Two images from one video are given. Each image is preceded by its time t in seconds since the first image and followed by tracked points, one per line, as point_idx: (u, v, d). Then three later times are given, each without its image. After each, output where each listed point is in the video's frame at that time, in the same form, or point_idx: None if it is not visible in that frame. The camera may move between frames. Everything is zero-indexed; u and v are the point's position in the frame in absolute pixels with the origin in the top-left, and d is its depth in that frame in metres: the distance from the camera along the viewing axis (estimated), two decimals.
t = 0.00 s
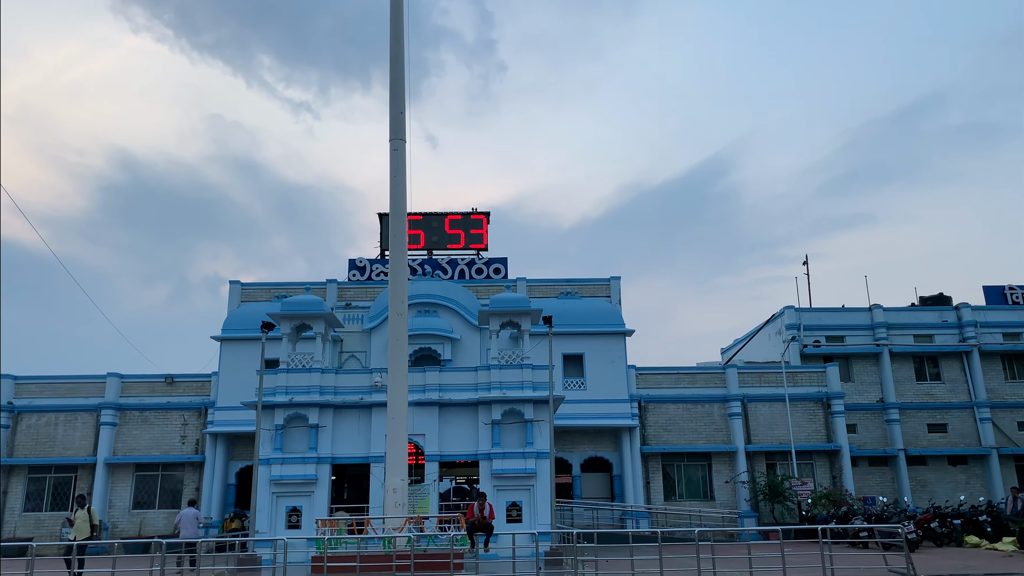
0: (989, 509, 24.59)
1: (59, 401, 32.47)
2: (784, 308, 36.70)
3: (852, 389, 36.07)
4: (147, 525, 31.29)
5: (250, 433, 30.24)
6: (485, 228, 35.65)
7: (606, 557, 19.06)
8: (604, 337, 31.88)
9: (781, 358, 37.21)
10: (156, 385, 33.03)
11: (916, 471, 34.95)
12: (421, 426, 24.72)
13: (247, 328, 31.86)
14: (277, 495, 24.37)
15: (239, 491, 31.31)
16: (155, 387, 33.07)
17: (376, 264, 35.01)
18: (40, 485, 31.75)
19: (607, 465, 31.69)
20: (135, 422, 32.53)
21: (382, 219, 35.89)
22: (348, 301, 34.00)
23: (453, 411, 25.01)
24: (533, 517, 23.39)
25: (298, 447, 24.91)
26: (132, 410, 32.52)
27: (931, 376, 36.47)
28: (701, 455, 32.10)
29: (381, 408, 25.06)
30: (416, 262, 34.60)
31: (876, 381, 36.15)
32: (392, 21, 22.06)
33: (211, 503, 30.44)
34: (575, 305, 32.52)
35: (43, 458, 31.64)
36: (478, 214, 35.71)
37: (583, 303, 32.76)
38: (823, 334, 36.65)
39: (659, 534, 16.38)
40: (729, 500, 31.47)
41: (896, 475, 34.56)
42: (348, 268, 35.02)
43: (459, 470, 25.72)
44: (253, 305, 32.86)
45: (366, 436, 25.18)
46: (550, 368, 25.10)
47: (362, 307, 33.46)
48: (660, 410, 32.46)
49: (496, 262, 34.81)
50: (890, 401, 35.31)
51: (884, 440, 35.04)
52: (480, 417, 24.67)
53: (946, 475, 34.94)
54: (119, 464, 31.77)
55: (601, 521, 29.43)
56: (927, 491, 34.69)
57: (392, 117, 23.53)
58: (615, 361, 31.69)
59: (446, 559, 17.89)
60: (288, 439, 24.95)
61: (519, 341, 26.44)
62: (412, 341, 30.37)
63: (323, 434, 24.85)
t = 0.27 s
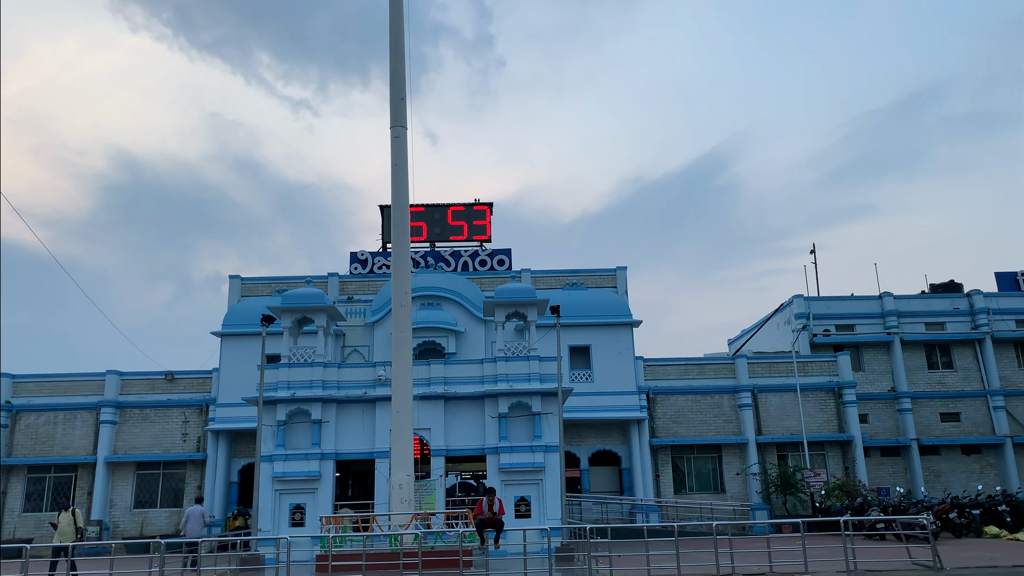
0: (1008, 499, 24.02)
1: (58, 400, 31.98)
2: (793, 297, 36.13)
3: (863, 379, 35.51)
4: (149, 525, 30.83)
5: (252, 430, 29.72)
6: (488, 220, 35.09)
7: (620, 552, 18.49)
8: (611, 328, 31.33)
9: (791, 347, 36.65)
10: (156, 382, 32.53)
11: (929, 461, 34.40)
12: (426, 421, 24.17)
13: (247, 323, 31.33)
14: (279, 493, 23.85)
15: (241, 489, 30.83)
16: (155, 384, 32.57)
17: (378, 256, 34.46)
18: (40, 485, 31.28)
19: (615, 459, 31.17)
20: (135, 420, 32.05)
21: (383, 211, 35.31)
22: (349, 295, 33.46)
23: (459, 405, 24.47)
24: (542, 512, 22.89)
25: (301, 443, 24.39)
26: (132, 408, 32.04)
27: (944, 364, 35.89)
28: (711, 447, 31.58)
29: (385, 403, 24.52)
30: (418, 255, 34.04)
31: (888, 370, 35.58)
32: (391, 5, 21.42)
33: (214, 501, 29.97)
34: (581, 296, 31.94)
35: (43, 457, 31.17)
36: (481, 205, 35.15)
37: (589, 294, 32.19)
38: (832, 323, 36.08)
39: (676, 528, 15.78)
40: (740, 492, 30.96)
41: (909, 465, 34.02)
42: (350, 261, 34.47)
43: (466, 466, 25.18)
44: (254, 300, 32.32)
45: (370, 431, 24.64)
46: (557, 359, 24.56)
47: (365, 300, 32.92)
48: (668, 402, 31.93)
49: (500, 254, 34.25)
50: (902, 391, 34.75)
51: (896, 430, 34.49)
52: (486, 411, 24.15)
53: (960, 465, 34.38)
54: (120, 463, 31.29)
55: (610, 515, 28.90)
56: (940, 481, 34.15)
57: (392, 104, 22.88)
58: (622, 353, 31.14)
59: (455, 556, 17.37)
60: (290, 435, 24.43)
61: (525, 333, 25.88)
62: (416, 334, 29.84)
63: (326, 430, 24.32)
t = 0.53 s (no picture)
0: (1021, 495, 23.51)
1: (52, 397, 31.40)
2: (798, 291, 35.60)
3: (869, 374, 34.99)
4: (144, 524, 30.26)
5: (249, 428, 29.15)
6: (489, 213, 34.52)
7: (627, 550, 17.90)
8: (615, 322, 30.78)
9: (796, 342, 36.13)
10: (151, 379, 31.96)
11: (937, 457, 33.89)
12: (427, 417, 23.61)
13: (244, 319, 30.76)
14: (276, 491, 23.29)
15: (239, 488, 30.28)
16: (150, 381, 32.00)
17: (377, 251, 33.88)
18: (33, 484, 30.70)
19: (619, 456, 30.64)
20: (130, 418, 31.48)
21: (382, 205, 34.74)
22: (348, 290, 32.89)
23: (460, 401, 23.93)
24: (546, 510, 22.36)
25: (298, 440, 23.83)
26: (127, 406, 31.46)
27: (951, 358, 35.38)
28: (716, 444, 31.05)
29: (385, 399, 23.95)
30: (418, 249, 33.47)
31: (895, 365, 35.06)
32: None
33: (211, 500, 29.41)
34: (584, 290, 31.39)
35: (36, 456, 30.59)
36: (482, 198, 34.58)
37: (592, 288, 31.64)
38: (838, 317, 35.55)
39: (687, 526, 15.19)
40: (746, 489, 30.44)
41: (916, 461, 33.51)
42: (348, 256, 33.90)
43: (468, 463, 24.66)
44: (251, 295, 31.74)
45: (369, 428, 24.08)
46: (560, 354, 24.01)
47: (363, 295, 32.36)
48: (672, 398, 31.40)
49: (501, 248, 33.68)
50: (909, 386, 34.24)
51: (904, 426, 33.97)
52: (488, 406, 23.61)
53: (968, 461, 33.87)
54: (114, 461, 30.72)
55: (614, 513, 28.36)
56: (948, 477, 33.65)
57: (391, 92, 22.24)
58: (626, 348, 30.59)
59: (459, 555, 16.85)
60: (287, 432, 23.87)
61: (528, 327, 25.32)
62: (416, 329, 29.29)
63: (324, 427, 23.76)
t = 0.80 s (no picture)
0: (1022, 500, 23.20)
1: (36, 394, 30.69)
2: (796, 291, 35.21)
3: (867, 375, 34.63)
4: (129, 524, 29.59)
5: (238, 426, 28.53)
6: (484, 210, 34.01)
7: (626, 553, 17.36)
8: (611, 321, 30.30)
9: (793, 342, 35.74)
10: (138, 375, 31.29)
11: (935, 459, 33.55)
12: (420, 415, 23.05)
13: (233, 315, 30.14)
14: (265, 491, 22.70)
15: (226, 487, 29.66)
16: (137, 378, 31.34)
17: (369, 247, 33.32)
18: (15, 483, 29.98)
19: (615, 456, 30.16)
20: (115, 416, 30.80)
21: (376, 200, 34.17)
22: (340, 287, 32.30)
23: (453, 399, 23.40)
24: (541, 512, 21.80)
25: (288, 439, 23.25)
26: (113, 403, 30.79)
27: (949, 359, 35.05)
28: (713, 445, 30.61)
29: (376, 396, 23.39)
30: (411, 245, 32.92)
31: (893, 366, 34.72)
32: None
33: (198, 500, 28.76)
34: (580, 288, 30.90)
35: (18, 454, 29.87)
36: (477, 194, 34.06)
37: (588, 286, 31.15)
38: (836, 317, 35.19)
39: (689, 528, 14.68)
40: (743, 491, 30.02)
41: (914, 464, 33.16)
42: (340, 251, 33.32)
43: (461, 463, 24.13)
44: (240, 291, 31.12)
45: (360, 426, 23.51)
46: (557, 352, 23.52)
47: (355, 292, 31.79)
48: (669, 398, 30.93)
49: (495, 244, 33.16)
50: (907, 387, 33.89)
51: (902, 427, 33.62)
52: (483, 405, 23.09)
53: (966, 463, 33.54)
54: (99, 460, 30.03)
55: (610, 514, 27.85)
56: (946, 479, 33.30)
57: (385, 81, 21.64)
58: (622, 347, 30.12)
59: (453, 558, 16.34)
60: (276, 430, 23.29)
61: (523, 325, 24.81)
62: (409, 327, 28.74)
63: (314, 425, 23.19)
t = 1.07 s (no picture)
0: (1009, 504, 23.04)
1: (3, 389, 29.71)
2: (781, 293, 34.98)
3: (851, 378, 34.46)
4: (98, 524, 28.69)
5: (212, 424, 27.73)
6: (468, 206, 33.47)
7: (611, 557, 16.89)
8: (596, 321, 29.86)
9: (777, 344, 35.51)
10: (110, 371, 30.41)
11: (917, 463, 33.44)
12: (400, 414, 22.46)
13: (209, 310, 29.36)
14: (239, 491, 21.99)
15: (200, 487, 28.85)
16: (108, 373, 30.45)
17: (350, 242, 32.64)
18: None
19: (598, 458, 29.71)
20: (86, 412, 29.89)
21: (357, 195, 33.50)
22: (319, 282, 31.61)
23: (435, 398, 22.83)
24: (524, 514, 21.33)
25: (263, 437, 22.56)
26: (83, 400, 29.88)
27: (933, 363, 34.97)
28: (697, 447, 30.26)
29: (356, 394, 22.77)
30: (393, 241, 32.29)
31: (876, 369, 34.58)
32: None
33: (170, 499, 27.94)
34: (565, 286, 30.44)
35: None
36: (461, 190, 33.50)
37: (573, 284, 30.69)
38: (821, 319, 35.01)
39: (678, 531, 14.23)
40: (726, 493, 29.69)
41: (897, 467, 33.01)
42: (320, 246, 32.62)
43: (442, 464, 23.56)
44: (217, 286, 30.33)
45: (338, 425, 22.87)
46: (541, 350, 23.03)
47: (335, 288, 31.11)
48: (653, 399, 30.55)
49: (479, 241, 32.61)
50: (891, 390, 33.77)
51: (885, 431, 33.47)
52: (465, 404, 22.54)
53: (948, 468, 33.45)
54: (68, 458, 29.11)
55: (592, 517, 27.38)
56: (929, 483, 33.19)
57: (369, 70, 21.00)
58: (606, 347, 29.68)
59: (433, 561, 15.74)
60: (252, 428, 22.59)
61: (507, 322, 24.30)
62: (390, 324, 28.13)
63: (291, 423, 22.52)
